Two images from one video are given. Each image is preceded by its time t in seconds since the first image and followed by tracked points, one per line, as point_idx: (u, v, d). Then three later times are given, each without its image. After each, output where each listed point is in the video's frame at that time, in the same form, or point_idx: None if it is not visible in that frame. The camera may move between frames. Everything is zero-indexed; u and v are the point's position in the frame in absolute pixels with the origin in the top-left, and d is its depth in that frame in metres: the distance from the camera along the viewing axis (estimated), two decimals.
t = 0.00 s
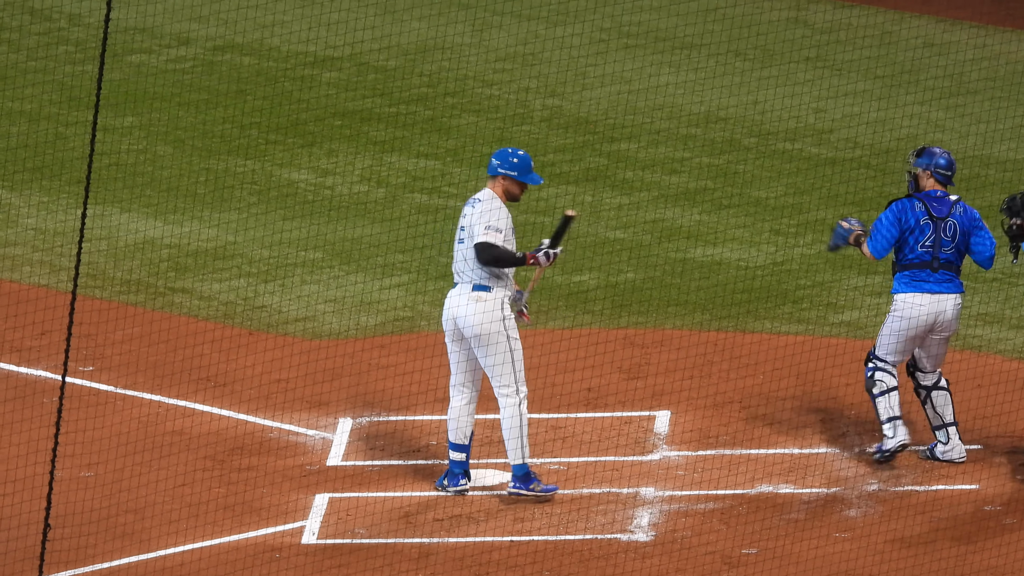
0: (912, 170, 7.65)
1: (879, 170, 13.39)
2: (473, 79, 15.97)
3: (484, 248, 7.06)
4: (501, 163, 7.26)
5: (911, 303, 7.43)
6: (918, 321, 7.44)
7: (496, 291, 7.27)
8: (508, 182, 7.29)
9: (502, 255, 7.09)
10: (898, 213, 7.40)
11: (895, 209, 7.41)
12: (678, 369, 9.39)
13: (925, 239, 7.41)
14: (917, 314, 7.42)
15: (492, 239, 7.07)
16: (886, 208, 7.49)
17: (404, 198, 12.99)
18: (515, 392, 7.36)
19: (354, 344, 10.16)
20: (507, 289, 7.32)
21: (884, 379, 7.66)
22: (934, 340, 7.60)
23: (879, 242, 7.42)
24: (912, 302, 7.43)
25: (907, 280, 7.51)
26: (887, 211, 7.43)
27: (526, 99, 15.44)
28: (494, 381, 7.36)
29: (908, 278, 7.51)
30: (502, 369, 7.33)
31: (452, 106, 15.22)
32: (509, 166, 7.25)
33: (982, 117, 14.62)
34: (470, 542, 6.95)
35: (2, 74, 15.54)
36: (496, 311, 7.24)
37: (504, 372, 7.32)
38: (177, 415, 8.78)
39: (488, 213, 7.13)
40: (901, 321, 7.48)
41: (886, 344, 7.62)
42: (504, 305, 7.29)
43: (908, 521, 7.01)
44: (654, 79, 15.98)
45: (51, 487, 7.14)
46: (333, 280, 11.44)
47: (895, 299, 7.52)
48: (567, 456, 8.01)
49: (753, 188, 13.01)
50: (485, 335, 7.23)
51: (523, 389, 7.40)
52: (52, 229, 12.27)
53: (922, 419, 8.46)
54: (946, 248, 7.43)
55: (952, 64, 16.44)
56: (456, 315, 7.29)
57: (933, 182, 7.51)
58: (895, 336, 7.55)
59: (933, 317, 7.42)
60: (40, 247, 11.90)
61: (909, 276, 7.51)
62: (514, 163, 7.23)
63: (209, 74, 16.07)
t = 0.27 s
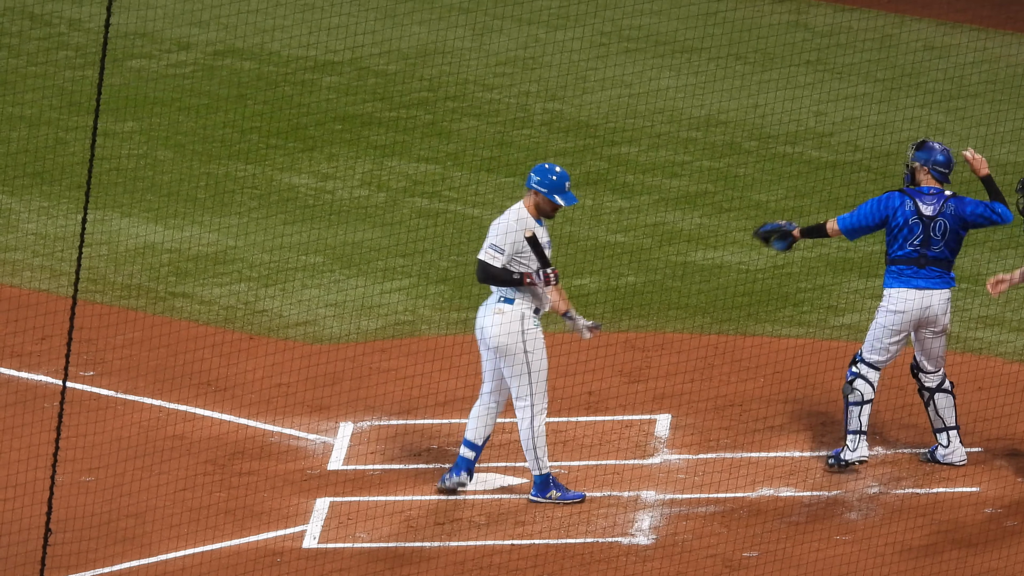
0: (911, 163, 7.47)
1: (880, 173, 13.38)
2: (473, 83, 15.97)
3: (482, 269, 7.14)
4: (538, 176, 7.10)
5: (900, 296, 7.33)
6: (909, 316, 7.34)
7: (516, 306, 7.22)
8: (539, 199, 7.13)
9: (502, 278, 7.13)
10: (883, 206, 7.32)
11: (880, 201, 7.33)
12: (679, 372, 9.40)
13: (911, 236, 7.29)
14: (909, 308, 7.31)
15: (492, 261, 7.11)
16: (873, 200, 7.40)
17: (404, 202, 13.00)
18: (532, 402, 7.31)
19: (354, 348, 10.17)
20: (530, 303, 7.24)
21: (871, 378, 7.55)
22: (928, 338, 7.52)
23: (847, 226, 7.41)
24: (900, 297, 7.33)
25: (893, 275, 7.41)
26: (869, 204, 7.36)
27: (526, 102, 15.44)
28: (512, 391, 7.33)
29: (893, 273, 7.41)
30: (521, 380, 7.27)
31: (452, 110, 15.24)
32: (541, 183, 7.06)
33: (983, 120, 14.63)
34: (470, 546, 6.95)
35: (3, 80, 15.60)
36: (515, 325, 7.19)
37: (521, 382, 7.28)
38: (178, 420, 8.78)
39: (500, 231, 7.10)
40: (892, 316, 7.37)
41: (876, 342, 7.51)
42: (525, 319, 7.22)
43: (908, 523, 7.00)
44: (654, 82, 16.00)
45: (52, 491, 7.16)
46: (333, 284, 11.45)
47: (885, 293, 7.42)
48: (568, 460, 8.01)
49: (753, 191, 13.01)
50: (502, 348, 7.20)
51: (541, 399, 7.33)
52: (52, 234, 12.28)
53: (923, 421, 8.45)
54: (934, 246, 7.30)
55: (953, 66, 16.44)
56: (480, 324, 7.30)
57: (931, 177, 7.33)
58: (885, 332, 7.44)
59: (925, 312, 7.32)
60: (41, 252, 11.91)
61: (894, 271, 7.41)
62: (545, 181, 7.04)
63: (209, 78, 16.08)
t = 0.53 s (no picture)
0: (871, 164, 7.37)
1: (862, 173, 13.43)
2: (457, 83, 15.98)
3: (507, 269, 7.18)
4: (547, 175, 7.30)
5: (875, 298, 7.35)
6: (883, 316, 7.37)
7: (524, 307, 7.32)
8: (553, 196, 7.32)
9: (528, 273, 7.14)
10: (863, 218, 7.15)
11: (859, 211, 7.14)
12: (661, 372, 9.42)
13: (885, 242, 7.28)
14: (884, 309, 7.36)
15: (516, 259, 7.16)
16: (848, 210, 7.16)
17: (387, 202, 12.99)
18: (523, 405, 7.33)
19: (337, 349, 10.16)
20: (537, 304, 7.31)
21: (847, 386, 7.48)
22: (889, 336, 7.57)
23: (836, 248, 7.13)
24: (875, 300, 7.35)
25: (861, 279, 7.41)
26: (851, 217, 7.13)
27: (510, 102, 15.45)
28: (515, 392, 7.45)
29: (861, 277, 7.41)
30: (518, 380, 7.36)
31: (435, 110, 15.24)
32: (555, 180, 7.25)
33: (966, 121, 14.69)
34: (452, 546, 6.95)
35: None
36: (514, 327, 7.31)
37: (518, 384, 7.36)
38: (160, 420, 8.76)
39: (516, 229, 7.22)
40: (868, 320, 7.37)
41: (848, 349, 7.46)
42: (526, 321, 7.30)
43: (889, 523, 7.03)
44: (637, 82, 16.03)
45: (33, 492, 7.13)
46: (316, 284, 11.44)
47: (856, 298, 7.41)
48: (550, 460, 8.03)
49: (736, 191, 13.05)
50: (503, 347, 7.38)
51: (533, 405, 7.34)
52: (34, 234, 12.24)
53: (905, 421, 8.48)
54: (898, 247, 7.35)
55: (936, 67, 16.51)
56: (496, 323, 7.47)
57: (896, 180, 7.31)
58: (862, 337, 7.41)
59: (896, 310, 7.38)
60: (23, 252, 11.86)
61: (861, 275, 7.41)
62: (561, 177, 7.24)
63: (193, 78, 16.03)
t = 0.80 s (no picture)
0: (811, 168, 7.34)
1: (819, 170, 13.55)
2: (415, 80, 15.98)
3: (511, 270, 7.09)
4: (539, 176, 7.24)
5: (839, 301, 7.46)
6: (841, 316, 7.50)
7: (515, 306, 7.28)
8: (547, 195, 7.26)
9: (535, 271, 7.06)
10: (840, 232, 7.20)
11: (835, 228, 7.19)
12: (619, 368, 9.47)
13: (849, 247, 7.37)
14: (844, 309, 7.49)
15: (517, 258, 7.08)
16: (824, 229, 7.19)
17: (345, 199, 12.96)
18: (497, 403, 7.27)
19: (295, 345, 10.13)
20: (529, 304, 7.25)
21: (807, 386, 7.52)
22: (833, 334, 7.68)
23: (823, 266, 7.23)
24: (838, 303, 7.46)
25: (825, 287, 7.44)
26: (830, 236, 7.17)
27: (468, 99, 15.46)
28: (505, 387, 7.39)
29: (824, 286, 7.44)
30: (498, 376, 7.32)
31: (394, 107, 15.22)
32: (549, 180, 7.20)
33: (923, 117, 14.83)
34: (409, 543, 6.97)
35: None
36: (503, 324, 7.28)
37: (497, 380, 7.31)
38: (117, 417, 8.70)
39: (513, 230, 7.14)
40: (832, 321, 7.47)
41: (809, 349, 7.51)
42: (514, 320, 7.26)
43: (846, 519, 7.10)
44: (596, 78, 16.08)
45: None
46: (274, 281, 11.40)
47: (818, 302, 7.45)
48: (507, 456, 8.06)
49: (694, 187, 13.12)
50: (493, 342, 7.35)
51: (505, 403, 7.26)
52: None
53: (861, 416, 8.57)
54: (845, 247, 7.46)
55: (894, 63, 16.65)
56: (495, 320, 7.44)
57: (835, 180, 7.30)
58: (825, 338, 7.50)
59: (851, 309, 7.53)
60: None
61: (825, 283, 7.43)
62: (554, 176, 7.19)
63: (150, 75, 15.92)
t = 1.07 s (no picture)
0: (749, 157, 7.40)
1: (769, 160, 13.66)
2: (366, 70, 15.96)
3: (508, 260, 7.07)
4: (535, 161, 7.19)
5: (789, 291, 7.53)
6: (790, 305, 7.59)
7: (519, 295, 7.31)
8: (543, 181, 7.22)
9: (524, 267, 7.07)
10: (791, 221, 7.30)
11: (788, 217, 7.27)
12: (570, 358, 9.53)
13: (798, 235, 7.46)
14: (793, 298, 7.57)
15: (514, 248, 7.05)
16: (778, 219, 7.26)
17: (296, 189, 12.94)
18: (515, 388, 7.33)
19: (246, 336, 10.10)
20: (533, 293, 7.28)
21: (759, 376, 7.61)
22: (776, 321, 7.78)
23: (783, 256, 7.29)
24: (788, 293, 7.53)
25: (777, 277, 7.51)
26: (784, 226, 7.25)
27: (419, 89, 15.46)
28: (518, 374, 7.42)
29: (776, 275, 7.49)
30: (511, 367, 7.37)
31: (345, 97, 15.18)
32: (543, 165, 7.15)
33: (873, 107, 14.99)
34: (360, 533, 6.98)
35: None
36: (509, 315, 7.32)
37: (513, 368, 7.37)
38: (68, 408, 8.64)
39: (510, 218, 7.12)
40: (781, 311, 7.55)
41: (761, 339, 7.61)
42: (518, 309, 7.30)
43: (798, 508, 7.18)
44: (546, 68, 16.13)
45: None
46: (225, 271, 11.36)
47: (770, 292, 7.51)
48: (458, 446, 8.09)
49: (645, 177, 13.20)
50: (501, 335, 7.41)
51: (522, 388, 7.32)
52: None
53: (811, 405, 8.66)
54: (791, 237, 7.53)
55: (844, 53, 16.82)
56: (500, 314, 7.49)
57: (775, 170, 7.39)
58: (776, 327, 7.60)
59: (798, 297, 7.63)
60: None
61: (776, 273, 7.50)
62: (549, 162, 7.13)
63: (101, 67, 15.79)
